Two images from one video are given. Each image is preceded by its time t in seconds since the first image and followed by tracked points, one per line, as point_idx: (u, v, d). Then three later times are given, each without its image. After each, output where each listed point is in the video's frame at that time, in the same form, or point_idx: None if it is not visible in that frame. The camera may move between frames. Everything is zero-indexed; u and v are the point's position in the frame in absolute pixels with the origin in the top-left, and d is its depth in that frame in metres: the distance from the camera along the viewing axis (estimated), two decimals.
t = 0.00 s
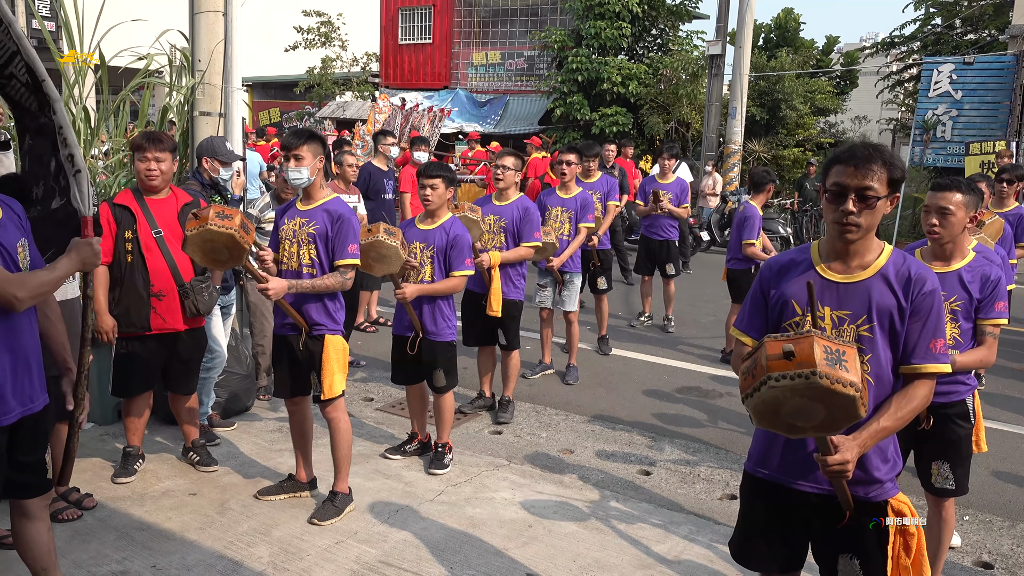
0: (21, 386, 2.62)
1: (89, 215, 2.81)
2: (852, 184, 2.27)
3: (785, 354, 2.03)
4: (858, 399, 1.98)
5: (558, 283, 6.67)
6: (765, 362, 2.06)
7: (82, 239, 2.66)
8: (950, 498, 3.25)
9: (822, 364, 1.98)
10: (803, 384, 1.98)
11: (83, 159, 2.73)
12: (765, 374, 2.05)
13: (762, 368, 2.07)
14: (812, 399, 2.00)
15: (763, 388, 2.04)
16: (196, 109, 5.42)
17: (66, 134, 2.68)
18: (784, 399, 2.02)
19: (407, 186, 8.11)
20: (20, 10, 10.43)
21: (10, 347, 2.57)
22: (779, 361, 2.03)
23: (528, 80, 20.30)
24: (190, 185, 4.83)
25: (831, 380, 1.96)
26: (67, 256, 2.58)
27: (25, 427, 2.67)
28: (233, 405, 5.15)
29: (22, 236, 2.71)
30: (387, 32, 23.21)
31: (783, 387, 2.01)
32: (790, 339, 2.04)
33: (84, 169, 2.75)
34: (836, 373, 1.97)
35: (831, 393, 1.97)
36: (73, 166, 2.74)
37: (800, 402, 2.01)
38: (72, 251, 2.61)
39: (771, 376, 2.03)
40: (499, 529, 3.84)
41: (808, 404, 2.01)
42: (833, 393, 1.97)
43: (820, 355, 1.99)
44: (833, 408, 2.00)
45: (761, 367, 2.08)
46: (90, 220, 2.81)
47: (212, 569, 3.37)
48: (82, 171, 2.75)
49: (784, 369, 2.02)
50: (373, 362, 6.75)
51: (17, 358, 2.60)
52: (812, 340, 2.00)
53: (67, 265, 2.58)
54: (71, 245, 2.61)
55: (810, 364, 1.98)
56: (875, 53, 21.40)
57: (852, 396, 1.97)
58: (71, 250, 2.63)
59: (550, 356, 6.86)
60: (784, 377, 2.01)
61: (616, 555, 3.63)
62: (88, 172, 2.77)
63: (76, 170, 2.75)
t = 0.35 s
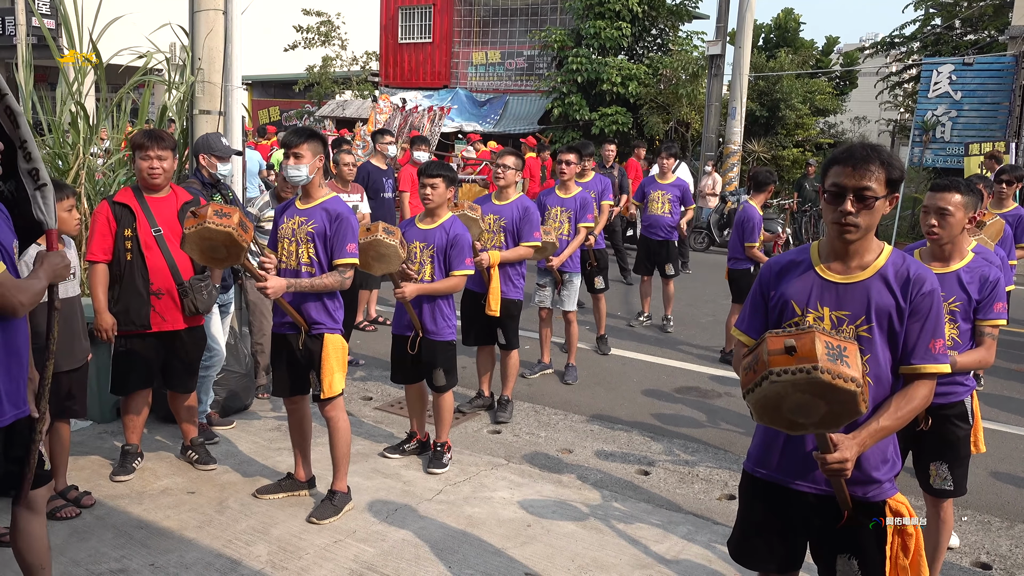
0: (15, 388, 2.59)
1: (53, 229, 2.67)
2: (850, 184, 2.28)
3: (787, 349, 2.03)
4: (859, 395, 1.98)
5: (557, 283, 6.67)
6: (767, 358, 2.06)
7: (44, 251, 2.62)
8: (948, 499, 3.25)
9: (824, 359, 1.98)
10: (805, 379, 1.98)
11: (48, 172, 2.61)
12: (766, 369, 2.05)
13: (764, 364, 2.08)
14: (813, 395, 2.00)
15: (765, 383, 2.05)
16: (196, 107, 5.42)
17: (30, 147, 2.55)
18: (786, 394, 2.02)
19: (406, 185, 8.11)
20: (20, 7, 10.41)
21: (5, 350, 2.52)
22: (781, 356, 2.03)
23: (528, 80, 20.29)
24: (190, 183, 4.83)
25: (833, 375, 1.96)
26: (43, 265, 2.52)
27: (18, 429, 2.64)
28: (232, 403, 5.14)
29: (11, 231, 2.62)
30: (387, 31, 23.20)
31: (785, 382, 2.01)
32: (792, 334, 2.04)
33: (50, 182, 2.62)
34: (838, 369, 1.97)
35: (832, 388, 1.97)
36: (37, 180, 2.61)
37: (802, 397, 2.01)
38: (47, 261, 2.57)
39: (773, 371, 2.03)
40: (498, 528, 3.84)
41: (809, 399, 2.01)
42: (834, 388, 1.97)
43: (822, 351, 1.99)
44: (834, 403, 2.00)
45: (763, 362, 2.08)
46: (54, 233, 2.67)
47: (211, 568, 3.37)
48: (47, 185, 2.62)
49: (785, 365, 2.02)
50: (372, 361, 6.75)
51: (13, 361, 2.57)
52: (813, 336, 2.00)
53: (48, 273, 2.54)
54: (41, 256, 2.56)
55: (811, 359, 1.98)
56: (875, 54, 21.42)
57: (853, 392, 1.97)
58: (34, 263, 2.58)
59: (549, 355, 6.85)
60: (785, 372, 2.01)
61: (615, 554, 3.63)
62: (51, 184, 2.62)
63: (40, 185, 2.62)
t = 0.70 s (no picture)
0: (21, 387, 2.61)
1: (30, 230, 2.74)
2: (847, 187, 2.28)
3: (779, 350, 2.03)
4: (851, 396, 1.98)
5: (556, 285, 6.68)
6: (760, 359, 2.06)
7: (26, 252, 2.66)
8: (947, 502, 3.26)
9: (816, 360, 1.97)
10: (797, 380, 1.98)
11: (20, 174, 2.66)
12: (759, 370, 2.05)
13: (757, 364, 2.07)
14: (806, 396, 2.00)
15: (757, 384, 2.05)
16: (196, 108, 5.43)
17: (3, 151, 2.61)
18: (779, 395, 2.02)
19: (405, 188, 8.13)
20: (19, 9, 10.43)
21: (10, 348, 2.55)
22: (774, 357, 2.03)
23: (528, 82, 20.31)
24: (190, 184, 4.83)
25: (824, 377, 1.96)
26: (37, 263, 2.60)
27: (24, 429, 2.65)
28: (232, 404, 5.14)
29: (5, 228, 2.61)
30: (387, 33, 23.24)
31: (777, 383, 2.01)
32: (784, 335, 2.04)
33: (23, 183, 2.67)
34: (829, 370, 1.97)
35: (824, 389, 1.97)
36: (11, 183, 2.64)
37: (794, 398, 2.01)
38: (35, 260, 2.63)
39: (765, 372, 2.03)
40: (497, 530, 3.84)
41: (802, 400, 2.01)
42: (826, 390, 1.97)
43: (814, 352, 1.99)
44: (827, 404, 2.00)
45: (756, 363, 2.08)
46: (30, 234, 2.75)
47: (209, 569, 3.36)
48: (20, 186, 2.67)
49: (778, 366, 2.02)
50: (372, 363, 6.75)
51: (18, 359, 2.60)
52: (806, 337, 2.00)
53: (42, 270, 2.62)
54: (28, 257, 2.61)
55: (803, 360, 1.98)
56: (875, 57, 21.46)
57: (846, 393, 1.97)
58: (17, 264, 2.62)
59: (549, 357, 6.86)
60: (777, 372, 2.01)
61: (614, 557, 3.63)
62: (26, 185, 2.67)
63: (14, 186, 2.66)
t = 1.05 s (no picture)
0: (20, 391, 2.61)
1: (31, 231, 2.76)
2: (847, 189, 2.29)
3: (773, 354, 2.03)
4: (845, 399, 1.99)
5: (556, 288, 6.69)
6: (753, 363, 2.06)
7: (26, 254, 2.67)
8: (946, 504, 3.26)
9: (809, 365, 1.98)
10: (790, 384, 1.98)
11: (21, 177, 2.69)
12: (753, 374, 2.05)
13: (750, 369, 2.08)
14: (800, 400, 2.00)
15: (751, 389, 2.05)
16: (197, 111, 5.44)
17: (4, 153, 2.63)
18: (773, 399, 2.02)
19: (405, 190, 8.10)
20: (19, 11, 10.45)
21: (10, 352, 2.56)
22: (768, 362, 2.04)
23: (528, 85, 20.32)
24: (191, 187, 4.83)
25: (818, 380, 1.97)
26: (37, 266, 2.62)
27: (21, 434, 2.64)
28: (232, 407, 5.14)
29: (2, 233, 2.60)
30: (387, 36, 23.27)
31: (771, 387, 2.01)
32: (777, 340, 2.04)
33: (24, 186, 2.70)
34: (823, 374, 1.98)
35: (817, 393, 1.98)
36: (12, 186, 2.67)
37: (789, 402, 2.01)
38: (35, 263, 2.63)
39: (758, 377, 2.03)
40: (497, 533, 3.84)
41: (797, 404, 2.01)
42: (820, 393, 1.97)
43: (807, 356, 1.99)
44: (821, 408, 2.00)
45: (749, 368, 2.08)
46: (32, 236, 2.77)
47: (209, 572, 3.37)
48: (20, 189, 2.69)
49: (771, 370, 2.02)
50: (372, 366, 6.76)
51: (18, 362, 2.60)
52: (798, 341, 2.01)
53: (41, 273, 2.63)
54: (28, 260, 2.62)
55: (797, 365, 1.99)
56: (875, 60, 21.49)
57: (839, 396, 1.98)
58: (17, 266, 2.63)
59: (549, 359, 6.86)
60: (771, 377, 2.01)
61: (614, 559, 3.63)
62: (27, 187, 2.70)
63: (14, 189, 2.68)
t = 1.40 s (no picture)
0: (22, 391, 2.60)
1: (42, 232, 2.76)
2: (846, 191, 2.29)
3: (769, 351, 2.04)
4: (841, 397, 1.99)
5: (556, 289, 6.69)
6: (749, 360, 2.07)
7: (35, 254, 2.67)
8: (946, 505, 3.26)
9: (805, 361, 1.98)
10: (786, 380, 1.99)
11: (34, 177, 2.70)
12: (749, 371, 2.06)
13: (747, 366, 2.08)
14: (795, 396, 2.00)
15: (747, 385, 2.05)
16: (197, 112, 5.45)
17: (16, 153, 2.66)
18: (768, 396, 2.03)
19: (406, 192, 7.97)
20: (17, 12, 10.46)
21: (17, 352, 2.56)
22: (764, 358, 2.04)
23: (528, 86, 20.32)
24: (191, 188, 4.83)
25: (813, 377, 1.97)
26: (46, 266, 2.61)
27: (23, 434, 2.63)
28: (232, 407, 5.14)
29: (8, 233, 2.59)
30: (388, 37, 23.28)
31: (767, 384, 2.01)
32: (774, 337, 2.05)
33: (36, 187, 2.71)
34: (819, 371, 1.98)
35: (813, 390, 1.98)
36: (24, 186, 2.69)
37: (784, 398, 2.02)
38: (43, 262, 2.63)
39: (755, 373, 2.04)
40: (496, 534, 3.84)
41: (792, 401, 2.01)
42: (815, 390, 1.98)
43: (803, 353, 2.00)
44: (817, 405, 2.01)
45: (745, 365, 2.09)
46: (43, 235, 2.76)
47: (209, 572, 3.37)
48: (34, 189, 2.71)
49: (767, 366, 2.03)
50: (372, 366, 6.76)
51: (24, 362, 2.60)
52: (795, 338, 2.01)
53: (50, 272, 2.62)
54: (36, 259, 2.61)
55: (792, 361, 1.99)
56: (875, 61, 21.49)
57: (835, 393, 1.98)
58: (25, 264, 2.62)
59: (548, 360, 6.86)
60: (766, 374, 2.01)
61: (613, 560, 3.63)
62: (39, 187, 2.71)
63: (27, 189, 2.70)
